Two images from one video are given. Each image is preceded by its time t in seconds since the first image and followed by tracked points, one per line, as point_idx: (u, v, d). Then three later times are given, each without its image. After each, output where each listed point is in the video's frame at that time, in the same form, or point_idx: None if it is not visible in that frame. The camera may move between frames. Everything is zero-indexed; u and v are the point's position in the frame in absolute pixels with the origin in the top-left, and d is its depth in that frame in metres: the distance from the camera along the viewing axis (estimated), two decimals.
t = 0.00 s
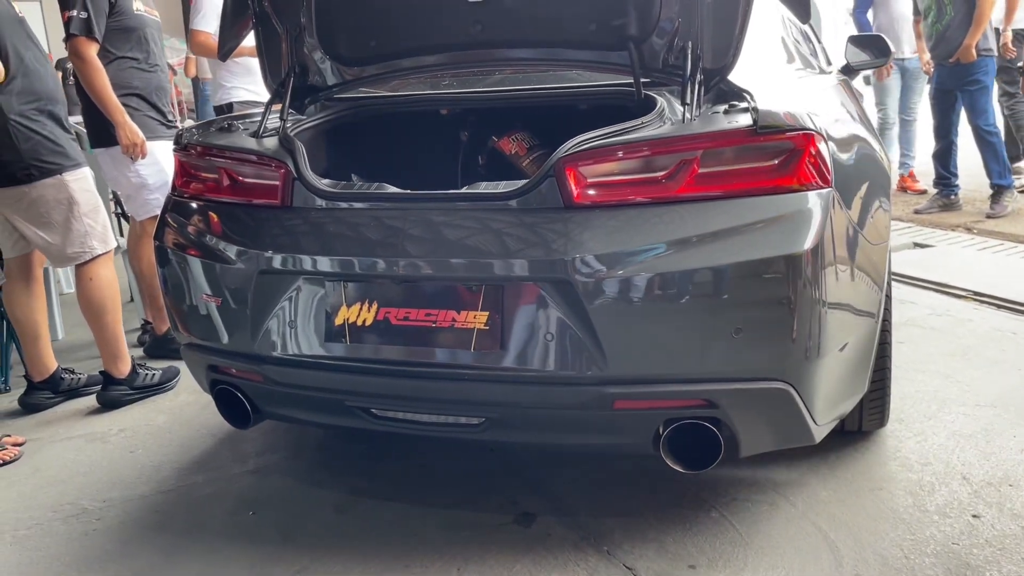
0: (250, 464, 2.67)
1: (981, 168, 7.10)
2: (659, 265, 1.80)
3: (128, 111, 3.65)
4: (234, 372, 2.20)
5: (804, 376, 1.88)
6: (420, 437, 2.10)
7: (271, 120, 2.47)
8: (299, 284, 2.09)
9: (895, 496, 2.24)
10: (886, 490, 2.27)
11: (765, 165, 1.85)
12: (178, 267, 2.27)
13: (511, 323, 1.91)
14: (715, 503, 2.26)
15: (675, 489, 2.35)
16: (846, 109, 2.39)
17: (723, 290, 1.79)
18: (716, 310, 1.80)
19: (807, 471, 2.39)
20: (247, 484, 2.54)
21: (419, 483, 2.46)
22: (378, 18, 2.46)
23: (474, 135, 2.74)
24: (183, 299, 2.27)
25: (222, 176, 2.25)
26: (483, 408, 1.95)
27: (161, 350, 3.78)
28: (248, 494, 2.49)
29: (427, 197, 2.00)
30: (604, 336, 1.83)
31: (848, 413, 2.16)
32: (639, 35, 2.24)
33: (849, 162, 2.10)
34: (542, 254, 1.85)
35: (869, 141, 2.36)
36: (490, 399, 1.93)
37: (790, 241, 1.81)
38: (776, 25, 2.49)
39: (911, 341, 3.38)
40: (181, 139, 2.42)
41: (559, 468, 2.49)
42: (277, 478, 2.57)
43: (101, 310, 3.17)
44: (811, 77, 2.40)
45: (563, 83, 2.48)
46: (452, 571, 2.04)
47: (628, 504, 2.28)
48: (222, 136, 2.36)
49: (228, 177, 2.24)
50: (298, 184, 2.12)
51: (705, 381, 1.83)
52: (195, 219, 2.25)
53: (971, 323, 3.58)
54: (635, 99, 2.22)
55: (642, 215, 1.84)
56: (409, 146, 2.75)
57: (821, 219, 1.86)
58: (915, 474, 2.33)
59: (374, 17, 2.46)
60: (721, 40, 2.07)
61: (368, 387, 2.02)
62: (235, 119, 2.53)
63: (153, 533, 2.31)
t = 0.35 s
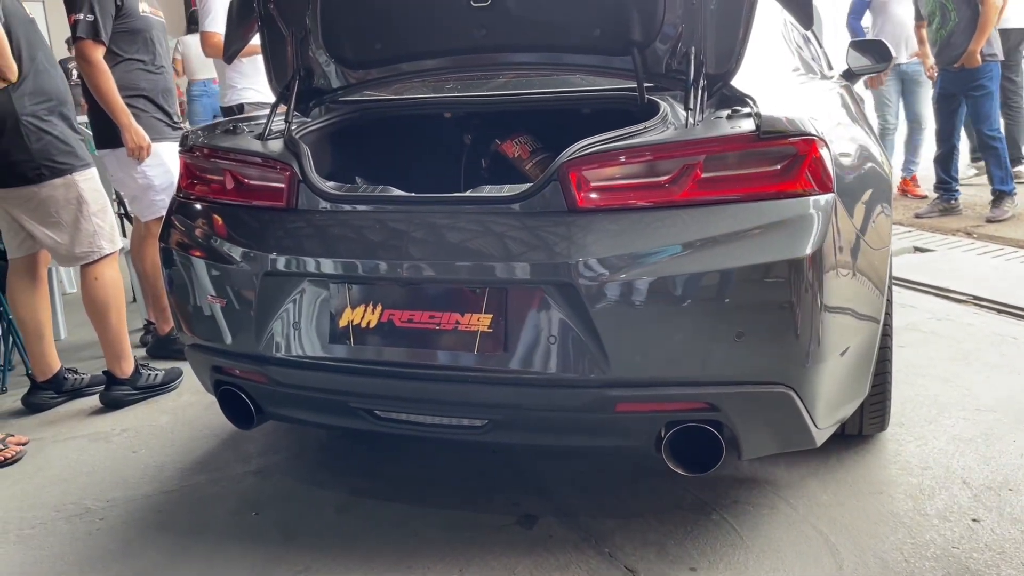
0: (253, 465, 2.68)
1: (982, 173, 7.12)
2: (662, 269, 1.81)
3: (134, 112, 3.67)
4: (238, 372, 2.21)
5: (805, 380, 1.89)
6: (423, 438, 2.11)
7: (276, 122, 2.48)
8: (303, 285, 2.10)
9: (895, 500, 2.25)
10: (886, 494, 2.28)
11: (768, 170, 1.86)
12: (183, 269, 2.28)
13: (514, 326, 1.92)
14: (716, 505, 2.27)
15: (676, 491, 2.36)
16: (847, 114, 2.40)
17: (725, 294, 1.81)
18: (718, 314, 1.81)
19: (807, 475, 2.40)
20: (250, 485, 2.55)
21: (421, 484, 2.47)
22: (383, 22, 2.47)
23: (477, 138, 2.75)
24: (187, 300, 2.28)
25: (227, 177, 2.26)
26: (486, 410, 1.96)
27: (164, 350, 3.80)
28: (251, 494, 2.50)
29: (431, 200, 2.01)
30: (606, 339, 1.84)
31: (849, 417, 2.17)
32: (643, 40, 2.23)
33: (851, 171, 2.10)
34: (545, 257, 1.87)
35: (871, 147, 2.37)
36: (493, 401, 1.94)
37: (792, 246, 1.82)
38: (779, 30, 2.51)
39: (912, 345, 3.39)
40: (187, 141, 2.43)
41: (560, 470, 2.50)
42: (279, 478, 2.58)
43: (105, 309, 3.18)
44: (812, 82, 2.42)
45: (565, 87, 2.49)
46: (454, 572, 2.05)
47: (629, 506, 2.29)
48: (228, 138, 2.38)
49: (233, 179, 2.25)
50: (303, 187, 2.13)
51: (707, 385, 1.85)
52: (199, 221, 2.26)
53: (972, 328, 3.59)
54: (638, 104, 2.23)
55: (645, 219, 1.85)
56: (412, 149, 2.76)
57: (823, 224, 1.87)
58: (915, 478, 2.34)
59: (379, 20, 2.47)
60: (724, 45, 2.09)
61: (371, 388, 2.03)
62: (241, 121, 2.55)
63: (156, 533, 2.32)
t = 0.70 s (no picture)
0: (255, 466, 2.68)
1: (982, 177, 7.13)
2: (665, 273, 1.82)
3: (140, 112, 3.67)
4: (242, 374, 2.22)
5: (808, 383, 1.90)
6: (426, 441, 2.12)
7: (280, 124, 2.48)
8: (307, 287, 2.10)
9: (896, 503, 2.25)
10: (887, 497, 2.29)
11: (771, 175, 1.87)
12: (186, 270, 2.28)
13: (518, 328, 1.93)
14: (718, 508, 2.28)
15: (677, 494, 2.36)
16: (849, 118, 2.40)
17: (729, 298, 1.81)
18: (721, 317, 1.82)
19: (808, 478, 2.41)
20: (252, 486, 2.56)
21: (423, 486, 2.48)
22: (387, 23, 2.48)
23: (480, 141, 2.77)
24: (191, 301, 2.29)
25: (231, 179, 2.27)
26: (489, 413, 1.96)
27: (164, 351, 3.81)
28: (253, 495, 2.50)
29: (435, 203, 2.01)
30: (610, 343, 1.85)
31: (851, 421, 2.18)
32: (647, 43, 2.25)
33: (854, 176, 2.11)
34: (549, 260, 1.87)
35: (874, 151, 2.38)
36: (496, 404, 1.94)
37: (795, 250, 1.82)
38: (781, 34, 2.51)
39: (912, 348, 3.39)
40: (191, 142, 2.44)
41: (562, 472, 2.50)
42: (281, 479, 2.58)
43: (107, 310, 3.19)
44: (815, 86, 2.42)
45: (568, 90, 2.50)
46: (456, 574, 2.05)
47: (630, 509, 2.30)
48: (232, 140, 2.38)
49: (237, 181, 2.26)
50: (307, 189, 2.13)
51: (710, 388, 1.85)
52: (203, 223, 2.27)
53: (973, 331, 3.59)
54: (642, 107, 2.23)
55: (649, 223, 1.86)
56: (415, 151, 2.77)
57: (826, 228, 1.87)
58: (917, 482, 2.35)
59: (384, 22, 2.48)
60: (728, 49, 2.08)
61: (375, 391, 2.04)
62: (245, 123, 2.55)
63: (158, 533, 2.33)
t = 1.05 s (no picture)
0: (257, 464, 2.68)
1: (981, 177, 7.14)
2: (669, 272, 1.81)
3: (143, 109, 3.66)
4: (245, 372, 2.21)
5: (813, 382, 1.89)
6: (429, 439, 2.11)
7: (283, 121, 2.48)
8: (310, 285, 2.10)
9: (899, 503, 2.25)
10: (890, 497, 2.28)
11: (777, 173, 1.86)
12: (188, 267, 2.28)
13: (522, 327, 1.92)
14: (721, 507, 2.27)
15: (680, 493, 2.36)
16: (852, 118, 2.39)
17: (734, 296, 1.81)
18: (725, 316, 1.82)
19: (812, 477, 2.41)
20: (254, 484, 2.55)
21: (426, 485, 2.47)
22: (391, 21, 2.48)
23: (483, 141, 2.77)
24: (193, 299, 2.28)
25: (234, 176, 2.26)
26: (493, 411, 1.96)
27: (165, 349, 3.80)
28: (255, 493, 2.50)
29: (439, 201, 2.01)
30: (614, 340, 1.84)
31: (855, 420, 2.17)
32: (651, 41, 2.24)
33: (859, 175, 2.10)
34: (553, 258, 1.87)
35: (879, 152, 2.37)
36: (500, 402, 1.94)
37: (801, 249, 1.82)
38: (785, 33, 2.50)
39: (914, 347, 3.39)
40: (194, 139, 2.43)
41: (565, 471, 2.50)
42: (283, 478, 2.58)
43: (107, 308, 3.18)
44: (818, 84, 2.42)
45: (571, 89, 2.50)
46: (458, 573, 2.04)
47: (633, 507, 2.29)
48: (235, 137, 2.37)
49: (240, 178, 2.25)
50: (310, 186, 2.13)
51: (715, 387, 1.85)
52: (204, 220, 2.26)
53: (975, 331, 3.60)
54: (646, 105, 2.23)
55: (654, 221, 1.85)
56: (419, 149, 2.77)
57: (831, 227, 1.87)
58: (920, 482, 2.35)
59: (388, 20, 2.48)
60: (733, 47, 2.09)
61: (379, 389, 2.03)
62: (248, 120, 2.54)
63: (159, 531, 2.32)
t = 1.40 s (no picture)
0: (258, 460, 2.67)
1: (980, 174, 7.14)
2: (674, 266, 1.80)
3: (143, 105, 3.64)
4: (247, 367, 2.20)
5: (818, 377, 1.88)
6: (432, 435, 2.10)
7: (284, 116, 2.47)
8: (313, 279, 2.09)
9: (904, 499, 2.24)
10: (894, 493, 2.28)
11: (782, 167, 1.85)
12: (190, 262, 2.27)
13: (526, 322, 1.91)
14: (724, 503, 2.27)
15: (683, 489, 2.35)
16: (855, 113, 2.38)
17: (740, 291, 1.80)
18: (730, 311, 1.81)
19: (815, 473, 2.40)
20: (255, 480, 2.54)
21: (428, 481, 2.46)
22: (394, 15, 2.47)
23: (485, 136, 2.77)
24: (194, 294, 2.27)
25: (236, 171, 2.25)
26: (497, 406, 1.95)
27: (165, 345, 3.79)
28: (257, 489, 2.49)
29: (443, 195, 2.00)
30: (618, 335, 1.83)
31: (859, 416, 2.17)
32: (656, 34, 2.24)
33: (865, 170, 2.10)
34: (557, 252, 1.86)
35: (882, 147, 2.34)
36: (504, 398, 1.93)
37: (807, 243, 1.81)
38: (789, 27, 2.49)
39: (915, 344, 3.39)
40: (195, 134, 2.42)
41: (568, 467, 2.49)
42: (285, 474, 2.57)
43: (107, 304, 3.17)
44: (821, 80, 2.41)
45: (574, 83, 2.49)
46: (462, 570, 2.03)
47: (637, 503, 2.29)
48: (237, 131, 2.36)
49: (242, 173, 2.24)
50: (313, 181, 2.12)
51: (719, 382, 1.84)
52: (206, 215, 2.25)
53: (976, 327, 3.59)
54: (650, 100, 2.22)
55: (658, 215, 1.84)
56: (420, 144, 2.76)
57: (836, 222, 1.85)
58: (924, 478, 2.34)
59: (391, 14, 2.47)
60: (738, 42, 2.07)
61: (382, 384, 2.02)
62: (249, 114, 2.53)
63: (160, 528, 2.31)
